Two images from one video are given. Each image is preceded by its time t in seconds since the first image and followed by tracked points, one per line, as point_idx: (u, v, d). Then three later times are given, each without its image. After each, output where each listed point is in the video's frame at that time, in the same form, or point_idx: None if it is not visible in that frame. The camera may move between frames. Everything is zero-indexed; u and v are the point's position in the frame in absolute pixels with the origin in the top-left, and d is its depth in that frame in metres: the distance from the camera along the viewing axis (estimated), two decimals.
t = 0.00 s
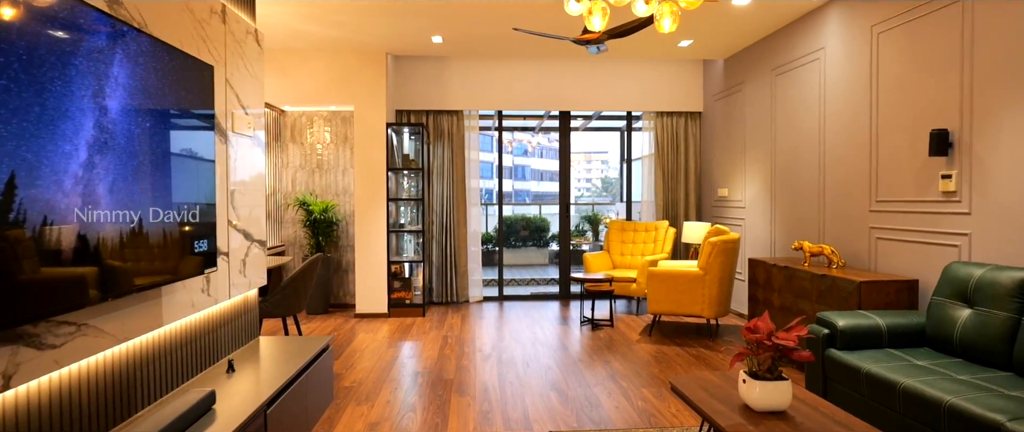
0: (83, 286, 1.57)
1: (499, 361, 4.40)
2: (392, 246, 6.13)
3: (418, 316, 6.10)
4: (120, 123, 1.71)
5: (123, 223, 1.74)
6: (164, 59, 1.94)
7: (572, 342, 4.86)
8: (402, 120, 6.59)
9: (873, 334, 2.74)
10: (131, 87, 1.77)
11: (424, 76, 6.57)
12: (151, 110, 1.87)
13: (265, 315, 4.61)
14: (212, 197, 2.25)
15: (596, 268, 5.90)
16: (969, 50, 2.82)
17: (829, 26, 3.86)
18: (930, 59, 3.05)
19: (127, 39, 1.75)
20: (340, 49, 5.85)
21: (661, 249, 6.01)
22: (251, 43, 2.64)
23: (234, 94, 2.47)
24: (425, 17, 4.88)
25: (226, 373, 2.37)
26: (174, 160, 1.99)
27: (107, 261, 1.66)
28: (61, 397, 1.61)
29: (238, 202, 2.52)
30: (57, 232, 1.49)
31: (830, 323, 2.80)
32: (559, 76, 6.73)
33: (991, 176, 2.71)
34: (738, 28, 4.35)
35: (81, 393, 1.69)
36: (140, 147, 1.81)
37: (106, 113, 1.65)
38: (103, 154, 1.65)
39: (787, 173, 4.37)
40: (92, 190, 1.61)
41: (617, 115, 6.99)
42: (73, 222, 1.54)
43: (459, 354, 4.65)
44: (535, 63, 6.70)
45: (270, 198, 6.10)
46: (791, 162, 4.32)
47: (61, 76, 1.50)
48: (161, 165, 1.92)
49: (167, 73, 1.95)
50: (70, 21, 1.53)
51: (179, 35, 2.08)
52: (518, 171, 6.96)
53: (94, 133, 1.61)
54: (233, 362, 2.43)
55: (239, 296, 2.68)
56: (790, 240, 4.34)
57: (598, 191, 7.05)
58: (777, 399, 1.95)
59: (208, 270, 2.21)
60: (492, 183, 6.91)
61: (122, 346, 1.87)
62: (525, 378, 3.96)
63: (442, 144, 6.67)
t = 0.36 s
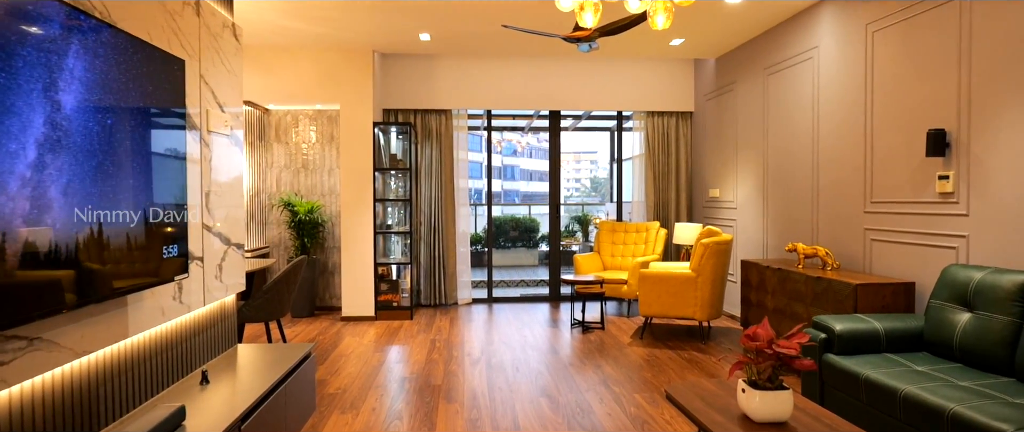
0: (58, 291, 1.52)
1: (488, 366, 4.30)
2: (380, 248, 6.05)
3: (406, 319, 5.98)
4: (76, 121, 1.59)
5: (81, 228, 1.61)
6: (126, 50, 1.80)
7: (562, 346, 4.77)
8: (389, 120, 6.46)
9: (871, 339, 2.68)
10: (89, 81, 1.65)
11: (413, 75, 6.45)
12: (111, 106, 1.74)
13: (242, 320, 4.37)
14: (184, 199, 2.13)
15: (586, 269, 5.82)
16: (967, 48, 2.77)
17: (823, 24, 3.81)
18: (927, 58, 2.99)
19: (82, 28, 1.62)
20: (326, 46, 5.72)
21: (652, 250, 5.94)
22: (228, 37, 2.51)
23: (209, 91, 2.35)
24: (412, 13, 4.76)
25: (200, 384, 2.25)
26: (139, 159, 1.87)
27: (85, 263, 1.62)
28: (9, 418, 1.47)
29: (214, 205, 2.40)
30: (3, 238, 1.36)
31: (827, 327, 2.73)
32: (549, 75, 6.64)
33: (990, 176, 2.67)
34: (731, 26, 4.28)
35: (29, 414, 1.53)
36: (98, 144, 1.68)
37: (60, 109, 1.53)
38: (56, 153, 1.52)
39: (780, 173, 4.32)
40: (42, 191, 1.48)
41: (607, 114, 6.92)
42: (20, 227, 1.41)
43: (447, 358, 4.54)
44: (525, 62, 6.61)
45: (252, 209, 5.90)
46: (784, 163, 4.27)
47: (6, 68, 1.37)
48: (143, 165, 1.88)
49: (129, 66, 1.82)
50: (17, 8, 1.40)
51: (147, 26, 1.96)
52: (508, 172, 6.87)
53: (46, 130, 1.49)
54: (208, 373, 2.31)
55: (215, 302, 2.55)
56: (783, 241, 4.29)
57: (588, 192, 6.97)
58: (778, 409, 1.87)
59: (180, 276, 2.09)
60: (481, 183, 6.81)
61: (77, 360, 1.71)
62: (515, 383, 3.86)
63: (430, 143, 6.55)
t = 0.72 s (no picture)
0: (40, 293, 1.50)
1: (481, 369, 4.21)
2: (370, 248, 5.92)
3: (397, 321, 5.87)
4: (31, 113, 1.47)
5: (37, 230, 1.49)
6: (91, 40, 1.69)
7: (556, 348, 4.69)
8: (380, 118, 6.36)
9: (873, 342, 2.62)
10: (49, 71, 1.53)
11: (404, 73, 6.35)
12: (73, 98, 1.61)
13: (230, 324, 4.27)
14: (157, 199, 2.02)
15: (581, 270, 5.74)
16: (970, 45, 2.71)
17: (821, 22, 3.75)
18: (928, 55, 2.93)
19: (39, 15, 1.50)
20: (315, 44, 5.61)
21: (647, 250, 5.88)
22: (209, 30, 2.41)
23: (187, 86, 2.25)
24: (402, 9, 4.66)
25: (177, 393, 2.14)
26: (105, 156, 1.75)
27: (68, 265, 1.59)
28: None
29: (193, 205, 2.30)
30: None
31: (828, 330, 2.67)
32: (543, 74, 6.56)
33: (992, 176, 2.61)
34: (727, 24, 4.22)
35: None
36: (58, 139, 1.56)
37: (12, 100, 1.41)
38: (7, 148, 1.40)
39: (777, 173, 4.26)
40: None
41: (601, 113, 6.85)
42: None
43: (439, 362, 4.45)
44: (519, 60, 6.52)
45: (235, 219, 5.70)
46: (781, 162, 4.21)
47: None
48: (128, 165, 1.85)
49: (94, 56, 1.69)
50: None
51: (117, 15, 1.85)
52: (501, 172, 6.78)
53: None
54: (185, 382, 2.20)
55: (194, 306, 2.44)
56: (780, 242, 4.23)
57: (582, 191, 6.90)
58: (782, 418, 1.80)
59: (156, 280, 1.99)
60: (474, 183, 6.72)
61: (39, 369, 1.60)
62: (508, 388, 3.77)
63: (422, 142, 6.46)
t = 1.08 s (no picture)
0: (20, 295, 1.47)
1: (474, 374, 4.11)
2: (362, 249, 5.84)
3: (389, 323, 5.76)
4: None
5: None
6: (50, 26, 1.57)
7: (551, 351, 4.59)
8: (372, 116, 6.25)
9: (878, 346, 2.53)
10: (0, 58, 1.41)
11: (396, 71, 6.24)
12: (26, 89, 1.48)
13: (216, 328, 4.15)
14: (127, 199, 1.90)
15: (576, 271, 5.66)
16: (976, 40, 2.63)
17: (821, 18, 3.68)
18: (932, 51, 2.86)
19: None
20: (305, 40, 5.49)
21: (643, 251, 5.80)
22: (187, 21, 2.30)
23: (163, 80, 2.14)
24: (394, 5, 4.55)
25: (149, 406, 2.01)
26: (64, 152, 1.62)
27: (51, 266, 1.57)
28: None
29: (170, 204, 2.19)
30: None
31: (832, 334, 2.58)
32: (538, 72, 6.47)
33: (1000, 175, 2.53)
34: (725, 20, 4.14)
35: None
36: (9, 131, 1.44)
37: None
38: None
39: (775, 172, 4.18)
40: None
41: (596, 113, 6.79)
42: None
43: (431, 366, 4.35)
44: (513, 58, 6.42)
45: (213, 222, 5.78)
46: (780, 161, 4.13)
47: None
48: (116, 163, 1.84)
49: (51, 43, 1.57)
50: None
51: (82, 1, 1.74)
52: (495, 171, 6.68)
53: None
54: (157, 394, 2.06)
55: (171, 311, 2.33)
56: (779, 242, 4.15)
57: (577, 191, 6.81)
58: (790, 429, 1.71)
59: (126, 283, 1.88)
60: (468, 183, 6.62)
61: None
62: (502, 393, 3.67)
63: (415, 141, 6.35)
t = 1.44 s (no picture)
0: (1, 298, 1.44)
1: (468, 379, 3.99)
2: (353, 251, 5.65)
3: (381, 326, 5.64)
4: None
5: None
6: None
7: (546, 355, 4.48)
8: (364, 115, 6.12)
9: (887, 352, 2.44)
10: None
11: (389, 68, 6.12)
12: None
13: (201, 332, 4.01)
14: (89, 198, 1.78)
15: (572, 273, 5.55)
16: (986, 34, 2.54)
17: (823, 13, 3.59)
18: (940, 47, 2.77)
19: None
20: (295, 37, 5.36)
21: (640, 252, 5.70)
22: (161, 11, 2.18)
23: (133, 72, 2.01)
24: None
25: (116, 421, 1.87)
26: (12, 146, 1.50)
27: (34, 269, 1.55)
28: None
29: (141, 205, 2.07)
30: None
31: (838, 339, 2.48)
32: (532, 69, 6.36)
33: (1010, 174, 2.45)
34: (724, 16, 4.04)
35: None
36: None
37: None
38: None
39: (776, 171, 4.09)
40: None
41: (594, 111, 6.62)
42: None
43: (424, 371, 4.23)
44: (507, 55, 6.31)
45: (201, 223, 5.71)
46: (780, 160, 4.04)
47: None
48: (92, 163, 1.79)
49: None
50: None
51: None
52: (490, 171, 6.57)
53: None
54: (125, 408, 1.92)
55: (146, 319, 2.21)
56: (779, 243, 4.06)
57: (573, 191, 6.70)
58: None
59: (89, 290, 1.76)
60: (462, 183, 6.50)
61: None
62: (496, 400, 3.56)
63: (408, 140, 6.23)
